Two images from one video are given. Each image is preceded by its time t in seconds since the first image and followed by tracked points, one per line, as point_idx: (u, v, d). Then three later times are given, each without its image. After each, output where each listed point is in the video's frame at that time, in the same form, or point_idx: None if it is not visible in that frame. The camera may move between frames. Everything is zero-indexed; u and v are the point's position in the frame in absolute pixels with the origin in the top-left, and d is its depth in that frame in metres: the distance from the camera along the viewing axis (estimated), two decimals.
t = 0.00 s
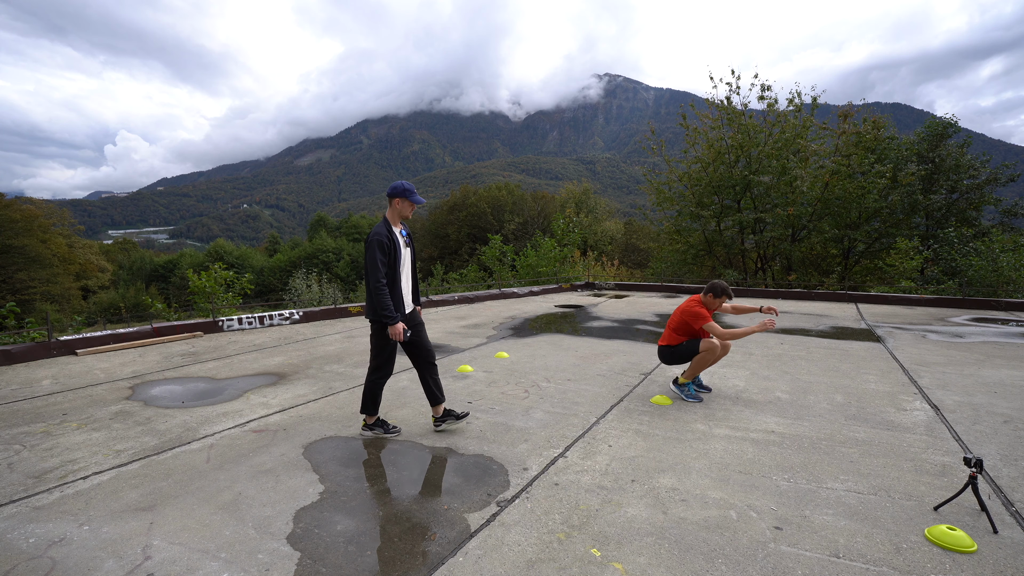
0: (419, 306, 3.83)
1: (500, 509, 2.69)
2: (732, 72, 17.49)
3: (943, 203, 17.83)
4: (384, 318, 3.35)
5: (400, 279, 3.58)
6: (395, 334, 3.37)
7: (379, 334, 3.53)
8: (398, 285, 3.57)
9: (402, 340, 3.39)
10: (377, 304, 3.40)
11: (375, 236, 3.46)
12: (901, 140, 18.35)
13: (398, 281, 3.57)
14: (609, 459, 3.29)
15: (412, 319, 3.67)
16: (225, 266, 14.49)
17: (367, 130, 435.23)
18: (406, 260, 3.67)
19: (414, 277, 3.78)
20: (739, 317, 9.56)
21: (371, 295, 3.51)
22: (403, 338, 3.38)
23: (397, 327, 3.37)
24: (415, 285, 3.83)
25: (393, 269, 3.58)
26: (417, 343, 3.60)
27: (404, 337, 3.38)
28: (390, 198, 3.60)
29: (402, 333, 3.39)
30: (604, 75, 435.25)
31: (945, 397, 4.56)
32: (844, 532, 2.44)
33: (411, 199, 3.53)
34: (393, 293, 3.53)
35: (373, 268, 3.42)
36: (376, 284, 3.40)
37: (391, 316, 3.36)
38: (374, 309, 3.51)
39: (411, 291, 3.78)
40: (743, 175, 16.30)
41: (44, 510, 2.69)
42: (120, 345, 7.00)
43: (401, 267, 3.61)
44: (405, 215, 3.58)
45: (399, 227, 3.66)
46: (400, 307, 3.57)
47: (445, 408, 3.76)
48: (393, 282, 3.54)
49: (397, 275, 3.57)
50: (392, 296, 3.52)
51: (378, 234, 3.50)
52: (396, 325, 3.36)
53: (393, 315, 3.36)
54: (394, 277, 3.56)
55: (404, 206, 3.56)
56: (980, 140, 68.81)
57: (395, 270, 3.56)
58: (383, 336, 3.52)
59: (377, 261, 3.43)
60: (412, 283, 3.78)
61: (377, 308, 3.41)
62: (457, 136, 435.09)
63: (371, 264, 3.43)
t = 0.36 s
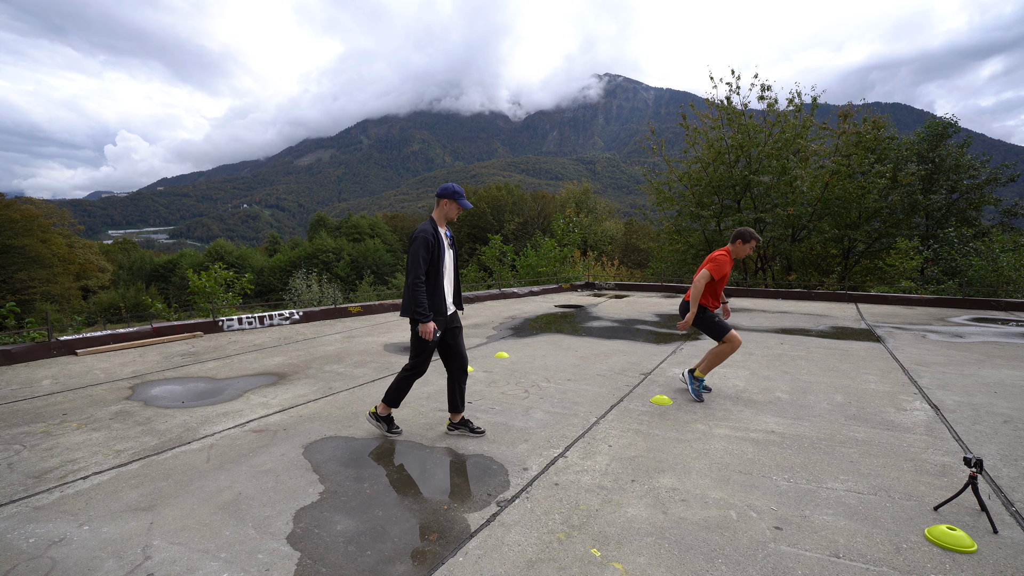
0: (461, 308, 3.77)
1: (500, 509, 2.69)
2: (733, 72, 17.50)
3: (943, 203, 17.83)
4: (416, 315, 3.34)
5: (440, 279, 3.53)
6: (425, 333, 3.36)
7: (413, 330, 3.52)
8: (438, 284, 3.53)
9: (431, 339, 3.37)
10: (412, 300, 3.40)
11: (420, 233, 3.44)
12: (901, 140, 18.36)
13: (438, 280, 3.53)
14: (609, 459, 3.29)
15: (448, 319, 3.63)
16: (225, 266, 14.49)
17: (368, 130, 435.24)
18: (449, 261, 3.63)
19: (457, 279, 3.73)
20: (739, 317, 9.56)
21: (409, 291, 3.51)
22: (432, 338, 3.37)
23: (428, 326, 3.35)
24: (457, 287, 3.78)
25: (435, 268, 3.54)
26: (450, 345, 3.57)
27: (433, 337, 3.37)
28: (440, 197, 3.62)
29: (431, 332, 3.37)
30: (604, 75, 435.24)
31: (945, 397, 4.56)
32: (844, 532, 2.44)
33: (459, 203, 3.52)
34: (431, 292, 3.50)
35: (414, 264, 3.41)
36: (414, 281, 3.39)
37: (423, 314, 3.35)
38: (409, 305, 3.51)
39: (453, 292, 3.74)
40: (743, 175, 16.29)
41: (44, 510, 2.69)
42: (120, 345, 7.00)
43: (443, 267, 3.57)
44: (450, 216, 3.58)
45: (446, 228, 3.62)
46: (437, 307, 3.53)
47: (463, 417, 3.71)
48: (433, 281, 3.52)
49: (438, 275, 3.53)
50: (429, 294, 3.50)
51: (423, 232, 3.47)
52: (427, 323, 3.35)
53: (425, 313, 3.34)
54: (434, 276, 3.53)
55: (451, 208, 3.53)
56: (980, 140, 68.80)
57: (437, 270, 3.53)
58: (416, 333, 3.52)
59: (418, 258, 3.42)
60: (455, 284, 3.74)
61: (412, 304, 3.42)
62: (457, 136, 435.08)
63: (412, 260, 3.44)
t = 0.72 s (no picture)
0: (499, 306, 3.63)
1: (500, 509, 2.69)
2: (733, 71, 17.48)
3: (943, 203, 17.83)
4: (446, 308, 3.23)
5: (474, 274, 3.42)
6: (455, 327, 3.23)
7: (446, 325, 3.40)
8: (472, 279, 3.43)
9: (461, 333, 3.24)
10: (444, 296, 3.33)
11: (454, 226, 3.36)
12: (901, 140, 18.35)
13: (473, 275, 3.43)
14: (609, 459, 3.29)
15: (483, 316, 3.52)
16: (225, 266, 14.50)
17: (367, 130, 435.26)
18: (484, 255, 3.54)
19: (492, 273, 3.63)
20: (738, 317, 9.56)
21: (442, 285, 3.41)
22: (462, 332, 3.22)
23: (458, 319, 3.22)
24: (491, 283, 3.67)
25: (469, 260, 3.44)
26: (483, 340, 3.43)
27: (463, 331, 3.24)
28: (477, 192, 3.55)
29: (461, 326, 3.24)
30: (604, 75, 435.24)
31: (945, 397, 4.56)
32: (844, 532, 2.44)
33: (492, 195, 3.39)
34: (466, 287, 3.39)
35: (446, 258, 3.32)
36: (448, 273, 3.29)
37: (454, 308, 3.23)
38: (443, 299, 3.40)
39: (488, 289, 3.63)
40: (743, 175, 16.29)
41: (45, 510, 2.69)
42: (120, 345, 7.00)
43: (478, 262, 3.48)
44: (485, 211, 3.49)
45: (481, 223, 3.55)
46: (472, 301, 3.43)
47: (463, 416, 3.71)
48: (467, 274, 3.42)
49: (472, 269, 3.43)
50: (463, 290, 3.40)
51: (457, 225, 3.39)
52: (456, 318, 3.23)
53: (455, 307, 3.24)
54: (469, 270, 3.43)
55: (485, 201, 3.46)
56: (980, 140, 68.78)
57: (471, 264, 3.44)
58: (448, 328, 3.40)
59: (452, 250, 3.33)
60: (489, 281, 3.65)
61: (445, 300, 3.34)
62: (457, 136, 435.09)
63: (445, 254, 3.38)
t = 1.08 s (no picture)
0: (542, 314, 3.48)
1: (500, 509, 2.69)
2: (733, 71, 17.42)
3: (943, 203, 17.83)
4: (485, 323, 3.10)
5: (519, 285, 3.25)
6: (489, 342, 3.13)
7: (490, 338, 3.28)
8: (519, 290, 3.27)
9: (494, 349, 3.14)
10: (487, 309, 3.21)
11: (499, 236, 3.18)
12: (901, 140, 18.34)
13: (519, 285, 3.27)
14: (609, 459, 3.29)
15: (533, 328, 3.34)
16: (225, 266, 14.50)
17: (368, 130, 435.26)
18: (531, 264, 3.35)
19: (540, 281, 3.45)
20: (738, 317, 9.56)
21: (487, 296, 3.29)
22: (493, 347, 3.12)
23: (494, 335, 3.11)
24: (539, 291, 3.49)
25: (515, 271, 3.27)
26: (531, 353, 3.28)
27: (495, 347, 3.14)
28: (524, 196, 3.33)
29: (495, 342, 3.13)
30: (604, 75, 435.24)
31: (945, 397, 4.56)
32: (844, 532, 2.44)
33: (538, 200, 3.18)
34: (511, 299, 3.24)
35: (491, 269, 3.17)
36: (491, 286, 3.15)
37: (492, 323, 3.10)
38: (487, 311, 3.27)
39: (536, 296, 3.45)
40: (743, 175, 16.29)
41: (45, 510, 2.69)
42: (120, 345, 7.00)
43: (524, 272, 3.29)
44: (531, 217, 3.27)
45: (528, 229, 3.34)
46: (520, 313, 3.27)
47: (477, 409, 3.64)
48: (512, 286, 3.26)
49: (519, 280, 3.27)
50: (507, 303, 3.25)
51: (503, 234, 3.20)
52: (491, 333, 3.12)
53: (492, 322, 3.12)
54: (515, 281, 3.27)
55: (531, 206, 3.24)
56: (980, 141, 68.79)
57: (517, 275, 3.27)
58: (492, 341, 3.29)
59: (497, 263, 3.17)
60: (537, 288, 3.46)
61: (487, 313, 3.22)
62: (457, 136, 435.09)
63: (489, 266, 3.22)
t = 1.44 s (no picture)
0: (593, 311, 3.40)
1: (500, 509, 2.69)
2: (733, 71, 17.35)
3: (943, 203, 17.83)
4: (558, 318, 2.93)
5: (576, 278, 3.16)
6: (580, 335, 2.98)
7: (551, 337, 3.11)
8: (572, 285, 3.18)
9: (586, 342, 2.99)
10: (553, 305, 3.03)
11: (550, 228, 3.08)
12: (901, 140, 18.33)
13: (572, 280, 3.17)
14: (609, 459, 3.29)
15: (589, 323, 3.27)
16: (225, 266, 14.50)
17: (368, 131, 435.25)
18: (580, 259, 3.26)
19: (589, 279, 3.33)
20: (739, 317, 9.56)
21: (544, 294, 3.13)
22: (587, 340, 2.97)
23: (581, 326, 2.98)
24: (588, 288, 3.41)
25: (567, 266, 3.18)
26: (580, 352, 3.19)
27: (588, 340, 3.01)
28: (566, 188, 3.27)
29: (585, 334, 2.98)
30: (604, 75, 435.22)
31: (944, 397, 4.56)
32: (844, 532, 2.44)
33: (588, 190, 3.14)
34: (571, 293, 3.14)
35: (548, 264, 3.02)
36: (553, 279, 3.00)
37: (574, 316, 2.95)
38: (545, 310, 3.11)
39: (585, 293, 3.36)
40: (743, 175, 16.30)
41: (44, 510, 2.69)
42: (120, 345, 7.00)
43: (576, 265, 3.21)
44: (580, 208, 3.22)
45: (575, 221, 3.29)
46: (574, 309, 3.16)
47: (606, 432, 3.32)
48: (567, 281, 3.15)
49: (571, 274, 3.16)
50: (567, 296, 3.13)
51: (553, 226, 3.11)
52: (579, 325, 2.98)
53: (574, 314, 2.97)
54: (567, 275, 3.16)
55: (580, 197, 3.19)
56: (979, 140, 68.80)
57: (569, 269, 3.16)
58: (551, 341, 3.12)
59: (552, 257, 3.04)
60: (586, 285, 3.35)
61: (553, 308, 3.04)
62: (457, 136, 435.08)
63: (544, 260, 3.07)
